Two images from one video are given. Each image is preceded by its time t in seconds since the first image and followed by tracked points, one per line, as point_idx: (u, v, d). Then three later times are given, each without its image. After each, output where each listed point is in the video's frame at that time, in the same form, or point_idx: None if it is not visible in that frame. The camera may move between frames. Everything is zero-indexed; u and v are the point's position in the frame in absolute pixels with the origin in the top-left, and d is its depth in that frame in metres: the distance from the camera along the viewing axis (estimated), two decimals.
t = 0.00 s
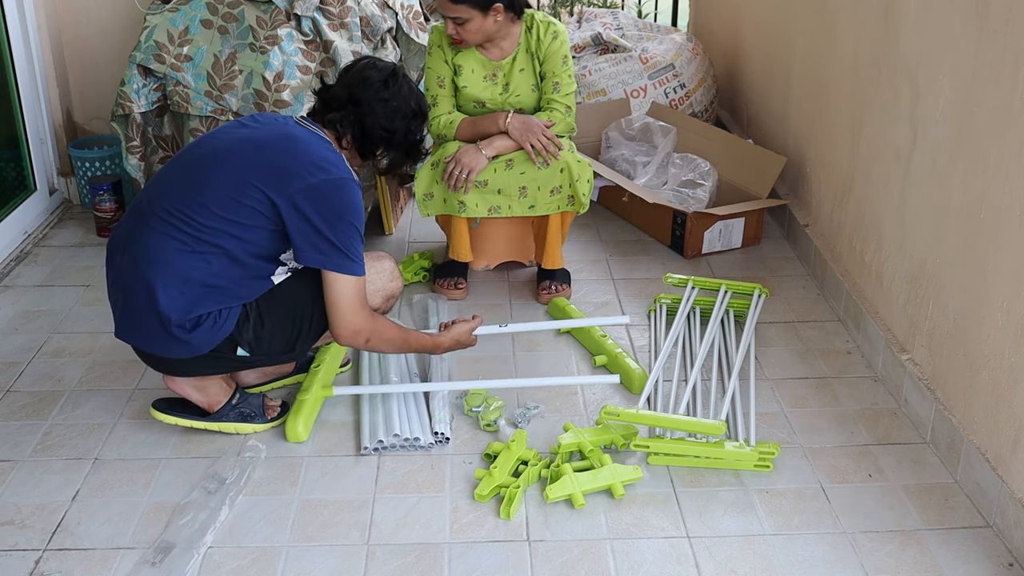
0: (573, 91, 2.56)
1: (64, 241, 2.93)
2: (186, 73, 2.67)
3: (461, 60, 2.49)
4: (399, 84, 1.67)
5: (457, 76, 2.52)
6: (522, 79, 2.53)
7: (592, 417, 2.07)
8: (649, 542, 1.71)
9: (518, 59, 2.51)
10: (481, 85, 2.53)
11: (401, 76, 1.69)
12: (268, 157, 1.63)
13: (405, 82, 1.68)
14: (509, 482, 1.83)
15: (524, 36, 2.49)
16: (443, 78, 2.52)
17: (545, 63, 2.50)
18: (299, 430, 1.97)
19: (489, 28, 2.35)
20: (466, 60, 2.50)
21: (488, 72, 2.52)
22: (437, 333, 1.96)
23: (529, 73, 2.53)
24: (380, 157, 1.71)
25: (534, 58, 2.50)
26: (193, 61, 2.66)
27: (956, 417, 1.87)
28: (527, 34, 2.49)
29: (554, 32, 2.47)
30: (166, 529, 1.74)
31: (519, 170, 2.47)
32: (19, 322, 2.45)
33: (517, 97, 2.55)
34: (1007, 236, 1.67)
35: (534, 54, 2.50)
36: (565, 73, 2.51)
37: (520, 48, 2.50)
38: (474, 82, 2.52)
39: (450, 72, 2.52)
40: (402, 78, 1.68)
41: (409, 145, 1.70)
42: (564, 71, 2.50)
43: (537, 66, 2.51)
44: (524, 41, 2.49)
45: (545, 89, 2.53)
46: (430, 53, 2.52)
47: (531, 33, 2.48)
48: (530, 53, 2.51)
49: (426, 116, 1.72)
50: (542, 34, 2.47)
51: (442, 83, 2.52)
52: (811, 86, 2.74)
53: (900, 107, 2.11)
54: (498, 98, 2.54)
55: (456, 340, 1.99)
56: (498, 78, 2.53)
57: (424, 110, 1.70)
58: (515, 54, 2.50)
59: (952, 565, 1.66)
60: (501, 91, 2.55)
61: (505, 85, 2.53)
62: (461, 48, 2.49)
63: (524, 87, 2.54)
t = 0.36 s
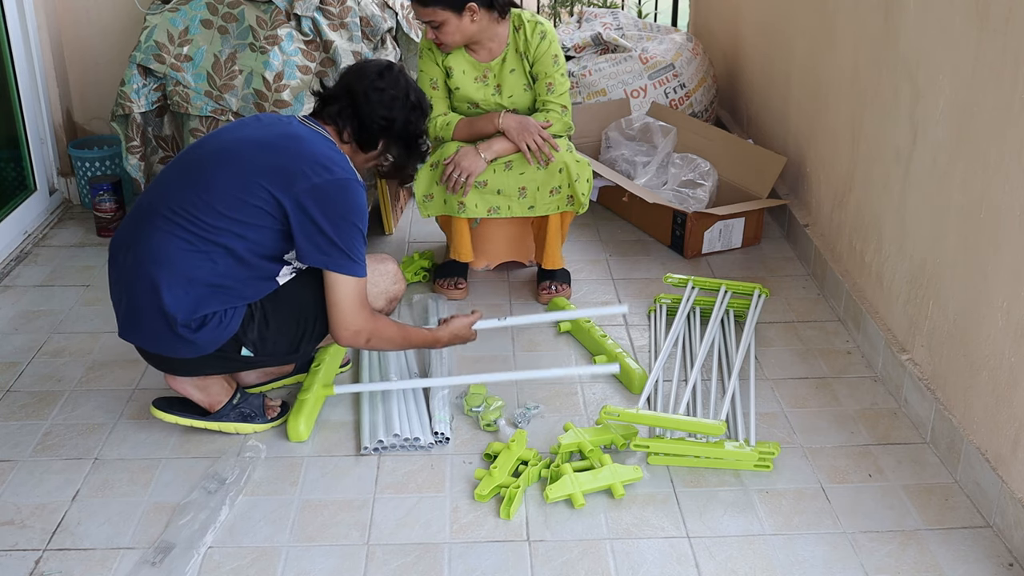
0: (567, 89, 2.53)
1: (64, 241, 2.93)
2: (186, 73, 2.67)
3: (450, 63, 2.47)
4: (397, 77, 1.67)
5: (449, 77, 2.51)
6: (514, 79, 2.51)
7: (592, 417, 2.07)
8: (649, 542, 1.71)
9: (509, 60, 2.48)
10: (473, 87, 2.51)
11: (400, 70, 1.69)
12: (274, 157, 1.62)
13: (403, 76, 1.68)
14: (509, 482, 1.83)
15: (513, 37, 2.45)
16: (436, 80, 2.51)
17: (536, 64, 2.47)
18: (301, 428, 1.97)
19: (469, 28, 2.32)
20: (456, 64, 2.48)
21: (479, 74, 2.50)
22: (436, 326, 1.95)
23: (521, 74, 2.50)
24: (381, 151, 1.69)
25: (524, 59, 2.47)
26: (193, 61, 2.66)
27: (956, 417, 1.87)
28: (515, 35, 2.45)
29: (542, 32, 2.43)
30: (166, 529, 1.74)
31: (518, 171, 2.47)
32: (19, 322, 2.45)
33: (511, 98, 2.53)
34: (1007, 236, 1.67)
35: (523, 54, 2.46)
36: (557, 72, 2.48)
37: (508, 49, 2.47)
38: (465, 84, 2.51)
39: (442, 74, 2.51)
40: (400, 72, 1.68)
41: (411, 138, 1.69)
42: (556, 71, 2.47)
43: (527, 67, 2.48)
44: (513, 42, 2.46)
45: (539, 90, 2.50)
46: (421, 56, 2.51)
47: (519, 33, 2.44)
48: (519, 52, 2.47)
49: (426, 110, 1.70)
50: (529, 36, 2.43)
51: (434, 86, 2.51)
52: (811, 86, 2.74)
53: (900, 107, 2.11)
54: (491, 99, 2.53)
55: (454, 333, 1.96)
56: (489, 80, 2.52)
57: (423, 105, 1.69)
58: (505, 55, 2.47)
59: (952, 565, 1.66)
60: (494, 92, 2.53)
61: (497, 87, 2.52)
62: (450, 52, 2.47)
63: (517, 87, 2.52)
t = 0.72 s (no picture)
0: (565, 88, 2.53)
1: (64, 241, 2.93)
2: (186, 74, 2.67)
3: (446, 64, 2.46)
4: (400, 76, 1.70)
5: (446, 79, 2.50)
6: (510, 79, 2.50)
7: (592, 417, 2.07)
8: (649, 542, 1.71)
9: (504, 60, 2.48)
10: (470, 88, 2.51)
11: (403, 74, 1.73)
12: (273, 154, 1.63)
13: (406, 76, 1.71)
14: (509, 482, 1.83)
15: (508, 38, 2.45)
16: (433, 81, 2.51)
17: (531, 64, 2.47)
18: (303, 416, 2.00)
19: (461, 28, 2.31)
20: (452, 66, 2.47)
21: (475, 75, 2.50)
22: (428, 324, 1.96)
23: (517, 74, 2.50)
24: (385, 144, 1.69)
25: (519, 59, 2.47)
26: (194, 61, 2.66)
27: (956, 418, 1.87)
28: (510, 35, 2.45)
29: (536, 32, 2.43)
30: (166, 529, 1.74)
31: (518, 171, 2.48)
32: (19, 322, 2.45)
33: (509, 99, 2.53)
34: (1007, 236, 1.67)
35: (518, 55, 2.46)
36: (553, 72, 2.47)
37: (504, 50, 2.46)
38: (462, 84, 2.50)
39: (439, 74, 2.50)
40: (404, 74, 1.72)
41: (414, 133, 1.69)
42: (552, 71, 2.47)
43: (524, 67, 2.48)
44: (508, 43, 2.45)
45: (537, 91, 2.50)
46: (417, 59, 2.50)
47: (514, 34, 2.44)
48: (514, 53, 2.47)
49: (430, 109, 1.72)
50: (524, 36, 2.43)
51: (432, 87, 2.50)
52: (811, 86, 2.74)
53: (900, 107, 2.11)
54: (489, 100, 2.53)
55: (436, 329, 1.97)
56: (485, 81, 2.51)
57: (427, 102, 1.71)
58: (501, 55, 2.47)
59: (952, 565, 1.66)
60: (491, 93, 2.53)
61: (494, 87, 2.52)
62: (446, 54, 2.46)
63: (514, 88, 2.52)
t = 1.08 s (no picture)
0: (560, 87, 2.52)
1: (64, 241, 2.93)
2: (186, 74, 2.67)
3: (439, 64, 2.47)
4: (393, 70, 1.70)
5: (440, 80, 2.50)
6: (504, 80, 2.50)
7: (592, 417, 2.07)
8: (649, 542, 1.71)
9: (498, 61, 2.47)
10: (464, 89, 2.51)
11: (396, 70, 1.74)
12: (274, 149, 1.62)
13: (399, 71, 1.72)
14: (509, 482, 1.83)
15: (500, 39, 2.45)
16: (428, 82, 2.51)
17: (525, 65, 2.46)
18: (305, 420, 2.00)
19: (451, 30, 2.31)
20: (446, 67, 2.48)
21: (469, 76, 2.50)
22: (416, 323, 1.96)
23: (511, 74, 2.49)
24: (381, 136, 1.69)
25: (512, 59, 2.47)
26: (193, 61, 2.66)
27: (956, 418, 1.87)
28: (502, 36, 2.44)
29: (528, 33, 2.42)
30: (166, 529, 1.74)
31: (517, 172, 2.48)
32: (19, 322, 2.45)
33: (503, 99, 2.53)
34: (1008, 236, 1.67)
35: (511, 55, 2.46)
36: (547, 72, 2.46)
37: (496, 51, 2.46)
38: (457, 85, 2.50)
39: (433, 75, 2.50)
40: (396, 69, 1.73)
41: (410, 124, 1.69)
42: (546, 71, 2.46)
43: (517, 67, 2.47)
44: (501, 44, 2.45)
45: (532, 91, 2.50)
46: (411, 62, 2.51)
47: (506, 35, 2.44)
48: (507, 54, 2.47)
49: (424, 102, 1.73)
50: (516, 37, 2.42)
51: (427, 88, 2.50)
52: (811, 85, 2.74)
53: (900, 107, 2.11)
54: (483, 101, 2.53)
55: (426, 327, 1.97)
56: (479, 82, 2.51)
57: (422, 96, 1.71)
58: (494, 56, 2.47)
59: (952, 565, 1.66)
60: (486, 94, 2.53)
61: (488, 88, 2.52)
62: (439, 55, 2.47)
63: (508, 88, 2.51)
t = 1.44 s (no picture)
0: (557, 87, 2.52)
1: (64, 241, 2.93)
2: (186, 73, 2.67)
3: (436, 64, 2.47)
4: (392, 71, 1.70)
5: (437, 80, 2.50)
6: (501, 79, 2.50)
7: (592, 417, 2.07)
8: (649, 542, 1.71)
9: (495, 61, 2.47)
10: (462, 89, 2.51)
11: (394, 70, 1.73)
12: (268, 152, 1.63)
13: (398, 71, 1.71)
14: (509, 482, 1.83)
15: (497, 39, 2.45)
16: (425, 82, 2.51)
17: (522, 64, 2.46)
18: (301, 414, 1.98)
19: (448, 30, 2.31)
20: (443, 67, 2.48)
21: (467, 76, 2.50)
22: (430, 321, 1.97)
23: (508, 74, 2.49)
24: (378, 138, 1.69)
25: (509, 59, 2.46)
26: (193, 61, 2.66)
27: (956, 418, 1.87)
28: (498, 36, 2.44)
29: (524, 33, 2.42)
30: (166, 529, 1.74)
31: (516, 172, 2.48)
32: (19, 321, 2.45)
33: (501, 100, 2.53)
34: (1007, 236, 1.67)
35: (508, 55, 2.46)
36: (544, 71, 2.46)
37: (493, 50, 2.46)
38: (454, 85, 2.50)
39: (430, 75, 2.50)
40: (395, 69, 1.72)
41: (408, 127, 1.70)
42: (543, 71, 2.46)
43: (514, 67, 2.47)
44: (497, 43, 2.45)
45: (529, 91, 2.50)
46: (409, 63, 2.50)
47: (503, 34, 2.44)
48: (503, 54, 2.47)
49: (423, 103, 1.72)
50: (513, 36, 2.43)
51: (424, 88, 2.50)
52: (811, 85, 2.74)
53: (900, 108, 2.11)
54: (481, 102, 2.52)
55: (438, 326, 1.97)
56: (476, 82, 2.51)
57: (420, 98, 1.71)
58: (490, 56, 2.47)
59: (952, 565, 1.66)
60: (483, 94, 2.53)
61: (485, 88, 2.52)
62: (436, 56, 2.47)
63: (506, 88, 2.51)
